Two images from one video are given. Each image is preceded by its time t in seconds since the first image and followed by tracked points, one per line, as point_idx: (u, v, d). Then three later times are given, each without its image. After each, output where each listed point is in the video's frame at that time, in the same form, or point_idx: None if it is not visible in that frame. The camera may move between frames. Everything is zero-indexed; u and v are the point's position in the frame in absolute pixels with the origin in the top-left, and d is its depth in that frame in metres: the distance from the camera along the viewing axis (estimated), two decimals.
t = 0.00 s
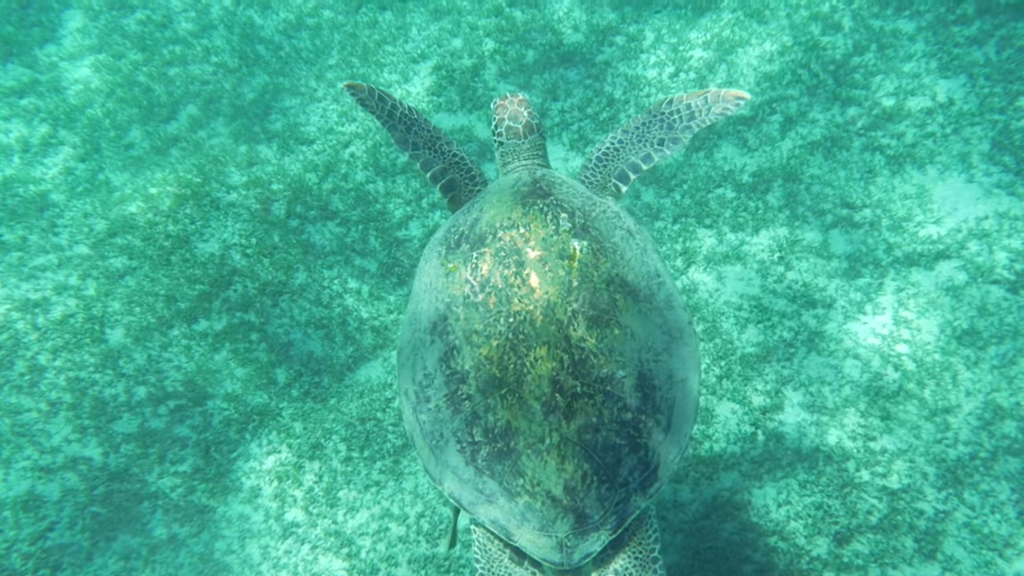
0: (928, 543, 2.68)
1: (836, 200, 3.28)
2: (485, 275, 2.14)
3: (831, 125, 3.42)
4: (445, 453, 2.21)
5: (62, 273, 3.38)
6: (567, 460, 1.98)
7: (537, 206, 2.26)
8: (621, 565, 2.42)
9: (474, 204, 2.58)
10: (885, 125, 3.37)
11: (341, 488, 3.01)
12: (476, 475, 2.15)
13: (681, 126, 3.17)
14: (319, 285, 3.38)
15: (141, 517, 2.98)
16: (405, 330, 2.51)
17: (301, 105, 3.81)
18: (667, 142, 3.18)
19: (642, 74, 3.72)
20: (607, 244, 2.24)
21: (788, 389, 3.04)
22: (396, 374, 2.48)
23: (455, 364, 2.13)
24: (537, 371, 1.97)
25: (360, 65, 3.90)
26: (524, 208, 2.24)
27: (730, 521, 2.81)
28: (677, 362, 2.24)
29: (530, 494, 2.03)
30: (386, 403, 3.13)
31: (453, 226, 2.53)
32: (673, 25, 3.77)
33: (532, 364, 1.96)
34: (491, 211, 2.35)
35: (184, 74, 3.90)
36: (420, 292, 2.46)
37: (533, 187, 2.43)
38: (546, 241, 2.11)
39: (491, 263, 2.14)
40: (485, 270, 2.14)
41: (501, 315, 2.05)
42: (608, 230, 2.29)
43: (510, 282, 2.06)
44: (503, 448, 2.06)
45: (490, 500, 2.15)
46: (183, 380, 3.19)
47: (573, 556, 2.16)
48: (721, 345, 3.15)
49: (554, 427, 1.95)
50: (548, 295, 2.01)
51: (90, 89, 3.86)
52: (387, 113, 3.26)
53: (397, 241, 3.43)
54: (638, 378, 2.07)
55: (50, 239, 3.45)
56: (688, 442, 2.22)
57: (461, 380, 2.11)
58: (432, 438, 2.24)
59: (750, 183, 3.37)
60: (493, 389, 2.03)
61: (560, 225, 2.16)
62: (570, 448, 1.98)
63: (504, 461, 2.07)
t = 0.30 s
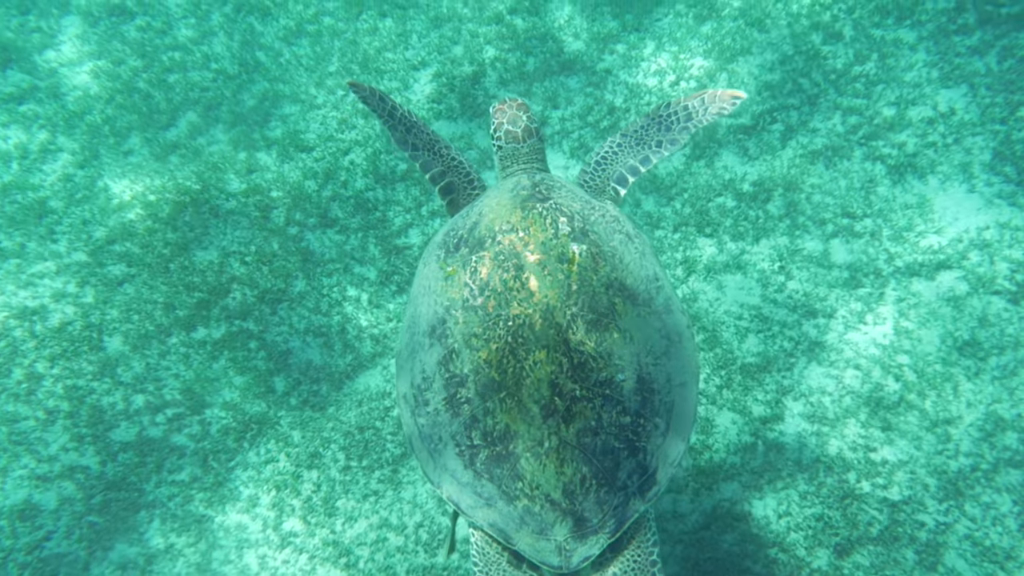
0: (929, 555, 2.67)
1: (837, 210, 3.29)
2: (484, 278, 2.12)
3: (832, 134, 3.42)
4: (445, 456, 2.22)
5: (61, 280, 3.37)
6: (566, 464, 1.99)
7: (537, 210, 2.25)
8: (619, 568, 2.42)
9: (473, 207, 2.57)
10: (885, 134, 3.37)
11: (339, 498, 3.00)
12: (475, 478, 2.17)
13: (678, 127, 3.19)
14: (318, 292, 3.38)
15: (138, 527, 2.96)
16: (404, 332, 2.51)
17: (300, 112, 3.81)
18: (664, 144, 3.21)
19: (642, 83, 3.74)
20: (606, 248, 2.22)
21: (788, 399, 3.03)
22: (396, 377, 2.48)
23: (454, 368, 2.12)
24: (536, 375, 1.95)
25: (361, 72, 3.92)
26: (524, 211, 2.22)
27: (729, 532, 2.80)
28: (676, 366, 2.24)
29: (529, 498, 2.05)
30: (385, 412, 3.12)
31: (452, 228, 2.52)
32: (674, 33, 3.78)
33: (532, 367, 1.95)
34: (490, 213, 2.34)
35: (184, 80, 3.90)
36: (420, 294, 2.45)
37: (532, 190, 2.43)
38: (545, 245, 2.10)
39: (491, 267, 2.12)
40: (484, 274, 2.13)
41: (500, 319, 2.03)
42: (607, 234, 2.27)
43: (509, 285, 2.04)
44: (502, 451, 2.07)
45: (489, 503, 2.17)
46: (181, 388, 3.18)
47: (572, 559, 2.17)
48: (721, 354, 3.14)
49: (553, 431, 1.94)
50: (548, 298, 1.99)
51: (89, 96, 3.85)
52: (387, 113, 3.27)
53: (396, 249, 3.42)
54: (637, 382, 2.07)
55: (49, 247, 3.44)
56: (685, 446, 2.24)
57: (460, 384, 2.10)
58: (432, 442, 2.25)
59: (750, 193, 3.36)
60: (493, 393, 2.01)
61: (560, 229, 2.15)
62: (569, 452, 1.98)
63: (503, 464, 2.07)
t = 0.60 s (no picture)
0: (934, 570, 2.64)
1: (841, 221, 3.29)
2: (485, 282, 2.12)
3: (836, 144, 3.43)
4: (445, 460, 2.20)
5: (62, 289, 3.36)
6: (567, 468, 1.99)
7: (538, 215, 2.25)
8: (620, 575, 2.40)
9: (474, 212, 2.57)
10: (889, 145, 3.38)
11: (340, 508, 2.98)
12: (475, 483, 2.14)
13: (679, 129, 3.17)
14: (319, 301, 3.37)
15: (138, 537, 2.95)
16: (405, 337, 2.50)
17: (302, 120, 3.81)
18: (665, 147, 3.18)
19: (645, 92, 3.77)
20: (607, 252, 2.22)
21: (791, 410, 3.02)
22: (396, 382, 2.46)
23: (455, 373, 2.11)
24: (537, 379, 1.95)
25: (364, 80, 3.93)
26: (525, 216, 2.23)
27: (732, 545, 2.78)
28: (677, 371, 2.23)
29: (530, 502, 2.03)
30: (386, 421, 3.11)
31: (454, 233, 2.52)
32: (677, 43, 3.82)
33: (533, 372, 1.94)
34: (491, 218, 2.34)
35: (186, 88, 3.90)
36: (421, 300, 2.44)
37: (533, 195, 2.43)
38: (547, 249, 2.09)
39: (492, 271, 2.12)
40: (485, 278, 2.12)
41: (501, 323, 2.02)
42: (609, 239, 2.27)
43: (510, 289, 2.04)
44: (503, 455, 2.05)
45: (490, 507, 2.13)
46: (182, 398, 3.17)
47: (573, 564, 2.13)
48: (724, 365, 3.13)
49: (555, 435, 1.93)
50: (549, 303, 1.98)
51: (91, 104, 3.85)
52: (388, 115, 3.30)
53: (397, 258, 3.42)
54: (639, 387, 2.06)
55: (50, 255, 3.43)
56: (687, 451, 2.22)
57: (461, 389, 2.09)
58: (432, 446, 2.23)
59: (753, 203, 3.38)
60: (494, 397, 2.01)
61: (561, 234, 2.15)
62: (570, 456, 1.98)
63: (504, 468, 2.06)
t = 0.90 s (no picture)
0: None
1: (847, 232, 3.30)
2: (489, 287, 2.12)
3: (842, 154, 3.44)
4: (447, 466, 2.17)
5: (66, 298, 3.36)
6: (570, 473, 1.98)
7: (542, 221, 2.27)
8: None
9: (477, 218, 2.58)
10: (896, 155, 3.38)
11: (342, 520, 2.96)
12: (478, 489, 2.12)
13: (683, 132, 3.27)
14: (322, 311, 3.37)
15: (140, 549, 2.94)
16: (407, 343, 2.49)
17: (307, 129, 3.81)
18: (669, 151, 3.27)
19: (650, 102, 3.80)
20: (611, 258, 2.24)
21: (797, 423, 2.99)
22: (399, 388, 2.45)
23: (458, 378, 2.11)
24: (541, 385, 1.95)
25: (368, 90, 3.93)
26: (529, 222, 2.24)
27: (737, 559, 2.75)
28: (680, 377, 2.24)
29: (533, 508, 2.01)
30: (390, 433, 3.09)
31: (457, 239, 2.53)
32: (683, 53, 3.85)
33: (536, 377, 1.94)
34: (495, 224, 2.35)
35: (191, 98, 3.90)
36: (424, 305, 2.44)
37: (537, 201, 2.44)
38: (550, 255, 2.10)
39: (496, 276, 2.12)
40: (488, 283, 2.12)
41: (504, 328, 2.02)
42: (612, 244, 2.29)
43: (514, 295, 2.04)
44: (506, 461, 2.04)
45: (492, 514, 2.11)
46: (185, 408, 3.17)
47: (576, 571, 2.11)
48: (729, 378, 3.11)
49: (558, 440, 1.93)
50: (552, 308, 1.99)
51: (95, 113, 3.85)
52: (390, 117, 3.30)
53: (401, 268, 3.41)
54: (642, 393, 2.08)
55: (54, 264, 3.43)
56: (690, 457, 2.22)
57: (464, 394, 2.09)
58: (435, 452, 2.21)
59: (759, 214, 3.39)
60: (497, 403, 2.00)
61: (565, 239, 2.16)
62: (574, 462, 1.97)
63: (506, 475, 2.04)
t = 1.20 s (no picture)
0: None
1: (856, 247, 3.29)
2: (494, 294, 2.15)
3: (851, 169, 3.46)
4: (451, 474, 2.18)
5: (72, 311, 3.35)
6: (575, 481, 1.99)
7: (547, 228, 2.30)
8: None
9: (481, 225, 2.61)
10: (905, 170, 3.39)
11: (348, 536, 2.95)
12: (482, 497, 2.12)
13: (690, 139, 3.36)
14: (328, 324, 3.36)
15: (143, 565, 2.92)
16: (411, 350, 2.50)
17: (313, 142, 3.81)
18: (676, 158, 3.34)
19: (657, 115, 3.80)
20: (616, 266, 2.28)
21: (806, 439, 2.96)
22: (402, 395, 2.45)
23: (462, 385, 2.12)
24: (546, 393, 1.98)
25: (374, 102, 3.92)
26: (534, 229, 2.27)
27: None
28: (685, 386, 2.26)
29: (538, 516, 2.02)
30: (395, 447, 3.08)
31: (462, 246, 2.56)
32: (690, 66, 3.87)
33: (542, 385, 1.97)
34: (499, 231, 2.38)
35: (198, 110, 3.91)
36: (428, 312, 2.45)
37: (542, 208, 2.47)
38: (555, 262, 2.14)
39: (501, 284, 2.15)
40: (494, 290, 2.15)
41: (509, 336, 2.05)
42: (617, 252, 2.33)
43: (519, 303, 2.08)
44: (511, 469, 2.04)
45: (497, 521, 2.12)
46: (190, 423, 3.15)
47: None
48: (737, 394, 3.08)
49: (563, 449, 1.96)
50: (558, 316, 2.03)
51: (103, 125, 3.85)
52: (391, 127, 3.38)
53: (408, 281, 3.41)
54: (646, 401, 2.10)
55: (61, 278, 3.43)
56: (695, 466, 2.23)
57: (469, 402, 2.10)
58: (439, 459, 2.21)
59: (767, 228, 3.39)
60: (502, 410, 2.02)
61: (570, 247, 2.20)
62: (579, 470, 1.98)
63: (511, 482, 2.04)
